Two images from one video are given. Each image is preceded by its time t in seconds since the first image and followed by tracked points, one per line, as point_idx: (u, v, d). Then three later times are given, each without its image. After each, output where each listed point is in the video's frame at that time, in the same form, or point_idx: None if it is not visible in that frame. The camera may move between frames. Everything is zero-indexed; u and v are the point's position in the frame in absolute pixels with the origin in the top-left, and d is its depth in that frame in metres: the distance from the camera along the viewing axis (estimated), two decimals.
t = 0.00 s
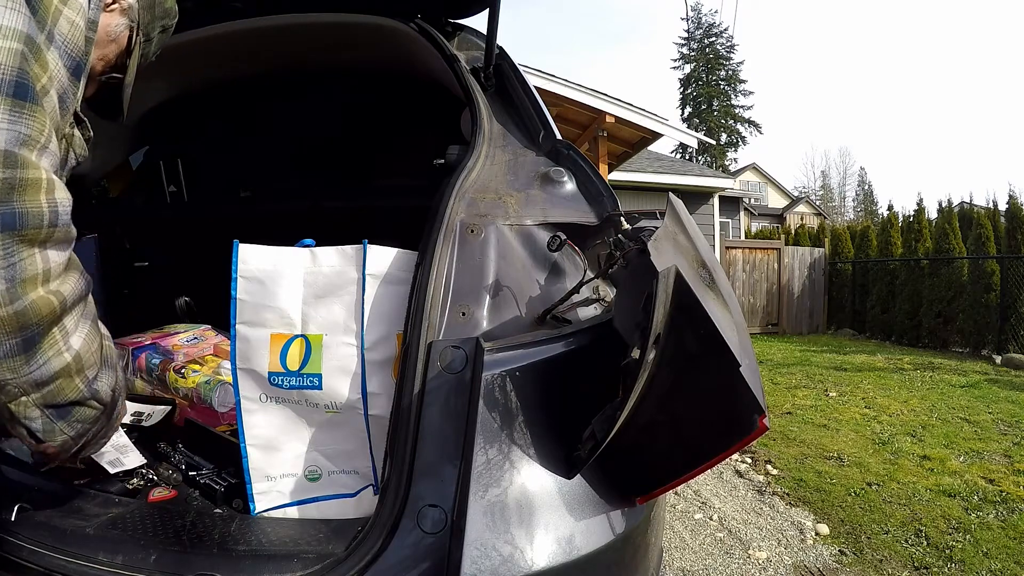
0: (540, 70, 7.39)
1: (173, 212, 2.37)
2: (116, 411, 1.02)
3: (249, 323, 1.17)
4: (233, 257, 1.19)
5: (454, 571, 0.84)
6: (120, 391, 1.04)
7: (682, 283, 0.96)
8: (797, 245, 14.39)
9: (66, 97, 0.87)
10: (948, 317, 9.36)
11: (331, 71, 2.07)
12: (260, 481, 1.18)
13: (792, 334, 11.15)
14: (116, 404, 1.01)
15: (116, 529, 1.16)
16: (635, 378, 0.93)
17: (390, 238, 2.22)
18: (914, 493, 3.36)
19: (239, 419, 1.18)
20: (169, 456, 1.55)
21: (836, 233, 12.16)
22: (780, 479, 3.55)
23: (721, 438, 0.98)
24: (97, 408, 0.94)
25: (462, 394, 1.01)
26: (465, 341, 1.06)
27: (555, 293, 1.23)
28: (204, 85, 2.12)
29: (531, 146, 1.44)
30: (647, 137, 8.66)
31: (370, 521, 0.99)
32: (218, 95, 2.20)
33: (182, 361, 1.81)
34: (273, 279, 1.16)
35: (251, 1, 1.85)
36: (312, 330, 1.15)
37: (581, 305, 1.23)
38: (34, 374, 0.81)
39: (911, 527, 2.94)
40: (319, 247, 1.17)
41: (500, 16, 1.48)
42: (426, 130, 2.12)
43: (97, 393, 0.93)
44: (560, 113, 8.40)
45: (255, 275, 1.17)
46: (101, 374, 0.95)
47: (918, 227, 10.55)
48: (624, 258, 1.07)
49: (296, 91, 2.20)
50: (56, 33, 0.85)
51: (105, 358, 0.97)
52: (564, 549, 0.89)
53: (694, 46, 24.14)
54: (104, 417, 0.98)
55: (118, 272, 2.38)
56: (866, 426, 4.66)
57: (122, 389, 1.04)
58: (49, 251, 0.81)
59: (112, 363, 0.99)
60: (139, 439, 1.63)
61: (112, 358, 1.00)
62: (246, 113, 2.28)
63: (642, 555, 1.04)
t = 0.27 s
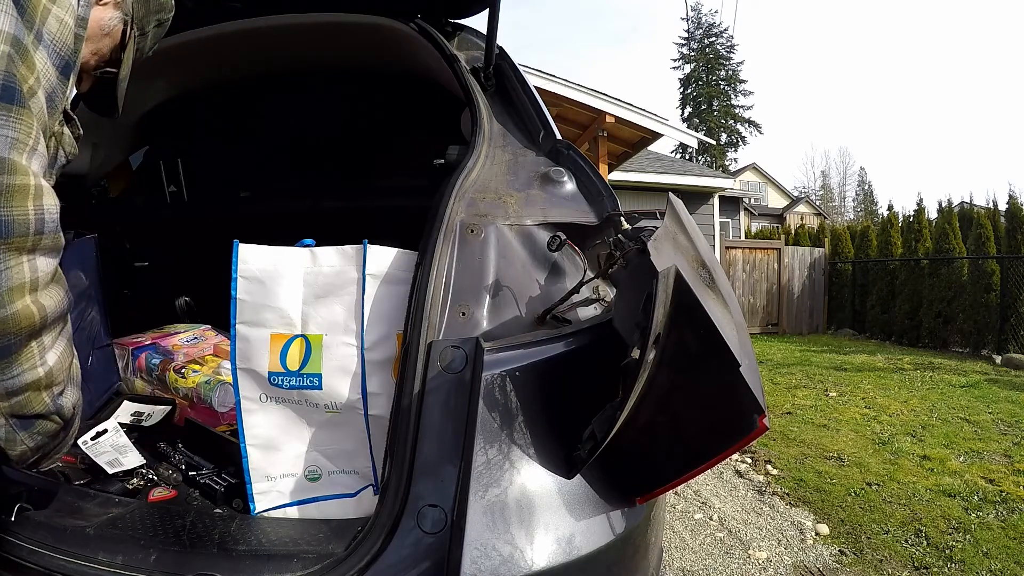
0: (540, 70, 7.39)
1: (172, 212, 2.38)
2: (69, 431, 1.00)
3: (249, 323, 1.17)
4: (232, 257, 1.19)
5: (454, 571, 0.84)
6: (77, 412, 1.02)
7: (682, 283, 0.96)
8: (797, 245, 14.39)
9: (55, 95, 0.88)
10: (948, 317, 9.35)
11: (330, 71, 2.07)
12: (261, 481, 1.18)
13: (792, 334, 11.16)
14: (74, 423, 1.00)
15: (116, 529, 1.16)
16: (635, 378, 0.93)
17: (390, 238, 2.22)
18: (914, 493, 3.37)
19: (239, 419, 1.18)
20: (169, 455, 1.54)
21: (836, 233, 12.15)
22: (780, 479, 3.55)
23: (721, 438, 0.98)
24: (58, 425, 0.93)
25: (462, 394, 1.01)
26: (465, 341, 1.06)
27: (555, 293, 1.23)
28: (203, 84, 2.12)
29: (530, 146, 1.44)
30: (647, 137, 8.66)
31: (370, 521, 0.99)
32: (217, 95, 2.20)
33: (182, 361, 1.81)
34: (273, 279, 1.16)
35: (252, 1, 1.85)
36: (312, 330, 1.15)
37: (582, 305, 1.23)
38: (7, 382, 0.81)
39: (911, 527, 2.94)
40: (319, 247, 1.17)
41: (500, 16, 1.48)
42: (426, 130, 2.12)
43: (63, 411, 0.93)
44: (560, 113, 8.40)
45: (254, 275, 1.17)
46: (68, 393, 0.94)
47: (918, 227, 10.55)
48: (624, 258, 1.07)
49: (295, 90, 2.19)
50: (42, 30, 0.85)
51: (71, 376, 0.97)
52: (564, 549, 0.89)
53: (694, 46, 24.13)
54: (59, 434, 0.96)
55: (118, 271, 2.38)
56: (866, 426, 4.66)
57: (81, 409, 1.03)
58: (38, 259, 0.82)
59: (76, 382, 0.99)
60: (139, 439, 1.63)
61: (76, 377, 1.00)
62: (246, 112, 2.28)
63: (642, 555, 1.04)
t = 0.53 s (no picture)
0: (540, 70, 7.39)
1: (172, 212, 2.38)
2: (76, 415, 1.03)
3: (249, 323, 1.17)
4: (232, 256, 1.19)
5: (454, 571, 0.84)
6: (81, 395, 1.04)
7: (682, 283, 0.96)
8: (797, 245, 14.39)
9: (41, 80, 0.89)
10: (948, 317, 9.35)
11: (330, 71, 2.07)
12: (260, 481, 1.18)
13: (792, 334, 11.16)
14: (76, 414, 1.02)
15: (116, 529, 1.16)
16: (635, 378, 0.93)
17: (390, 238, 2.22)
18: (913, 493, 3.37)
19: (239, 419, 1.18)
20: (169, 455, 1.54)
21: (836, 233, 12.15)
22: (780, 479, 3.55)
23: (721, 438, 0.98)
24: (57, 415, 0.94)
25: (462, 394, 1.01)
26: (465, 341, 1.06)
27: (555, 293, 1.23)
28: (203, 84, 2.12)
29: (531, 146, 1.44)
30: (646, 137, 8.66)
31: (370, 520, 0.99)
32: (217, 95, 2.20)
33: (182, 361, 1.81)
34: (273, 279, 1.16)
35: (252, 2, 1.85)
36: (312, 330, 1.15)
37: (582, 305, 1.23)
38: (2, 377, 0.82)
39: (911, 527, 2.94)
40: (319, 247, 1.17)
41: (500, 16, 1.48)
42: (426, 130, 2.12)
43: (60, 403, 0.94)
44: (560, 113, 8.40)
45: (254, 275, 1.17)
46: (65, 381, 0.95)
47: (918, 227, 10.55)
48: (624, 258, 1.07)
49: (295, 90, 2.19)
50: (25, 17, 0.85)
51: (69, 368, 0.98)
52: (564, 549, 0.89)
53: (694, 46, 24.12)
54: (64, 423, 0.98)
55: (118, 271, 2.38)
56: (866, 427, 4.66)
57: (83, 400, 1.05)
58: (26, 248, 0.81)
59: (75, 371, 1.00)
60: (139, 439, 1.63)
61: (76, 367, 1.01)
62: (246, 112, 2.28)
63: (642, 555, 1.04)
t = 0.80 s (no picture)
0: (540, 70, 7.38)
1: (172, 212, 2.38)
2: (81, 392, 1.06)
3: (249, 323, 1.17)
4: (232, 256, 1.19)
5: (454, 571, 0.84)
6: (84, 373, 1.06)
7: (682, 283, 0.96)
8: (797, 245, 14.39)
9: (9, 66, 0.85)
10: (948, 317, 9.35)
11: (330, 70, 2.07)
12: (260, 481, 1.18)
13: (792, 334, 11.16)
14: (80, 400, 1.04)
15: (116, 529, 1.16)
16: (635, 378, 0.93)
17: (390, 238, 2.22)
18: (913, 493, 3.37)
19: (239, 419, 1.18)
20: (169, 455, 1.55)
21: (836, 233, 12.15)
22: (780, 479, 3.55)
23: (721, 438, 0.98)
24: (54, 408, 0.96)
25: (462, 394, 1.01)
26: (465, 341, 1.06)
27: (555, 293, 1.23)
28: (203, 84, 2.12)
29: (531, 146, 1.44)
30: (646, 137, 8.66)
31: (370, 520, 0.99)
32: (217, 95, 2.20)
33: (182, 361, 1.81)
34: (273, 279, 1.16)
35: None
36: (312, 330, 1.15)
37: (582, 305, 1.23)
38: None
39: (911, 527, 2.94)
40: (319, 247, 1.17)
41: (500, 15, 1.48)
42: (426, 130, 2.12)
43: (54, 395, 0.95)
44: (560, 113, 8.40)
45: (254, 275, 1.17)
46: (60, 373, 0.96)
47: (918, 227, 10.54)
48: (624, 258, 1.07)
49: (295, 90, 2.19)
50: None
51: (64, 357, 0.98)
52: (564, 549, 0.89)
53: (694, 46, 24.11)
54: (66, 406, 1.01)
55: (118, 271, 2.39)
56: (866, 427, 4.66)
57: (87, 384, 1.07)
58: None
59: (73, 360, 1.01)
60: (140, 439, 1.63)
61: (74, 354, 1.02)
62: (247, 112, 2.28)
63: (642, 555, 1.04)
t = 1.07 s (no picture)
0: (540, 70, 7.38)
1: (172, 211, 2.38)
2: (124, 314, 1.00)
3: (249, 323, 1.17)
4: (232, 256, 1.19)
5: (454, 571, 0.84)
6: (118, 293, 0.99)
7: (682, 283, 0.96)
8: (797, 245, 14.39)
9: None
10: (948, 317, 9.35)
11: (330, 70, 2.07)
12: (260, 481, 1.18)
13: (792, 334, 11.16)
14: (116, 323, 0.98)
15: (116, 529, 1.16)
16: (634, 378, 0.93)
17: (390, 238, 2.21)
18: (913, 493, 3.37)
19: (239, 419, 1.18)
20: (169, 455, 1.54)
21: (836, 233, 12.15)
22: (780, 478, 3.55)
23: (721, 438, 0.98)
24: (84, 335, 0.92)
25: (462, 394, 1.01)
26: (465, 341, 1.06)
27: (555, 293, 1.23)
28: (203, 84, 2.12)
29: (531, 146, 1.44)
30: (646, 137, 8.66)
31: (370, 520, 0.99)
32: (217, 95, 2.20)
33: (182, 361, 1.81)
34: (273, 279, 1.16)
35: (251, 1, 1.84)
36: (312, 330, 1.15)
37: (581, 305, 1.23)
38: None
39: (910, 527, 2.94)
40: (319, 247, 1.17)
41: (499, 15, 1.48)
42: (426, 129, 2.12)
43: (70, 331, 0.89)
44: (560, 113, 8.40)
45: (254, 275, 1.17)
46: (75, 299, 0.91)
47: (918, 227, 10.54)
48: (624, 258, 1.07)
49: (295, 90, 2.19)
50: None
51: (76, 286, 0.91)
52: (564, 549, 0.89)
53: (694, 46, 24.10)
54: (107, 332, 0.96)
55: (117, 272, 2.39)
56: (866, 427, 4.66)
57: (122, 302, 1.00)
58: None
59: (89, 285, 0.93)
60: (140, 439, 1.63)
61: (92, 276, 0.94)
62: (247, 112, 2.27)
63: (642, 555, 1.04)
